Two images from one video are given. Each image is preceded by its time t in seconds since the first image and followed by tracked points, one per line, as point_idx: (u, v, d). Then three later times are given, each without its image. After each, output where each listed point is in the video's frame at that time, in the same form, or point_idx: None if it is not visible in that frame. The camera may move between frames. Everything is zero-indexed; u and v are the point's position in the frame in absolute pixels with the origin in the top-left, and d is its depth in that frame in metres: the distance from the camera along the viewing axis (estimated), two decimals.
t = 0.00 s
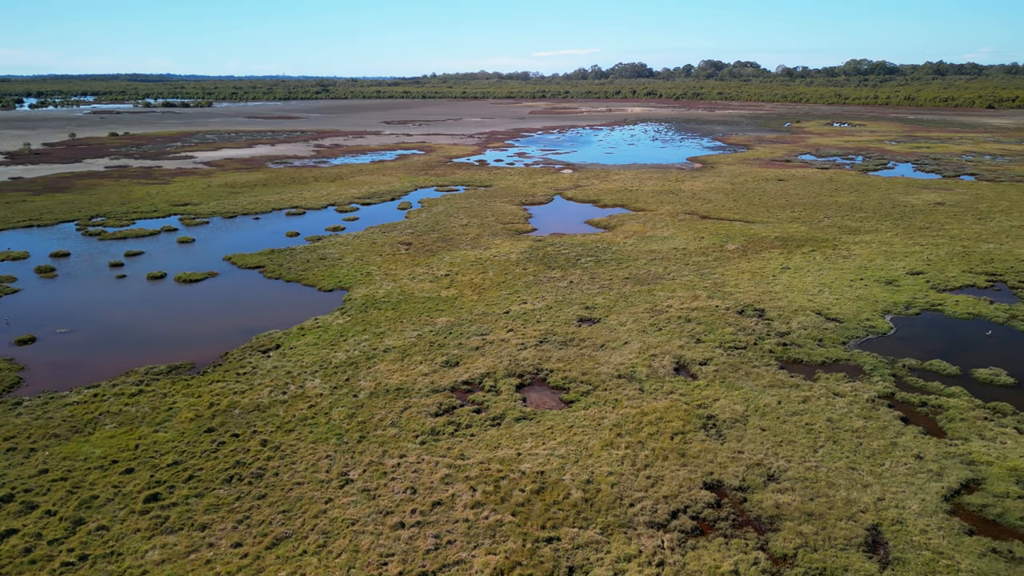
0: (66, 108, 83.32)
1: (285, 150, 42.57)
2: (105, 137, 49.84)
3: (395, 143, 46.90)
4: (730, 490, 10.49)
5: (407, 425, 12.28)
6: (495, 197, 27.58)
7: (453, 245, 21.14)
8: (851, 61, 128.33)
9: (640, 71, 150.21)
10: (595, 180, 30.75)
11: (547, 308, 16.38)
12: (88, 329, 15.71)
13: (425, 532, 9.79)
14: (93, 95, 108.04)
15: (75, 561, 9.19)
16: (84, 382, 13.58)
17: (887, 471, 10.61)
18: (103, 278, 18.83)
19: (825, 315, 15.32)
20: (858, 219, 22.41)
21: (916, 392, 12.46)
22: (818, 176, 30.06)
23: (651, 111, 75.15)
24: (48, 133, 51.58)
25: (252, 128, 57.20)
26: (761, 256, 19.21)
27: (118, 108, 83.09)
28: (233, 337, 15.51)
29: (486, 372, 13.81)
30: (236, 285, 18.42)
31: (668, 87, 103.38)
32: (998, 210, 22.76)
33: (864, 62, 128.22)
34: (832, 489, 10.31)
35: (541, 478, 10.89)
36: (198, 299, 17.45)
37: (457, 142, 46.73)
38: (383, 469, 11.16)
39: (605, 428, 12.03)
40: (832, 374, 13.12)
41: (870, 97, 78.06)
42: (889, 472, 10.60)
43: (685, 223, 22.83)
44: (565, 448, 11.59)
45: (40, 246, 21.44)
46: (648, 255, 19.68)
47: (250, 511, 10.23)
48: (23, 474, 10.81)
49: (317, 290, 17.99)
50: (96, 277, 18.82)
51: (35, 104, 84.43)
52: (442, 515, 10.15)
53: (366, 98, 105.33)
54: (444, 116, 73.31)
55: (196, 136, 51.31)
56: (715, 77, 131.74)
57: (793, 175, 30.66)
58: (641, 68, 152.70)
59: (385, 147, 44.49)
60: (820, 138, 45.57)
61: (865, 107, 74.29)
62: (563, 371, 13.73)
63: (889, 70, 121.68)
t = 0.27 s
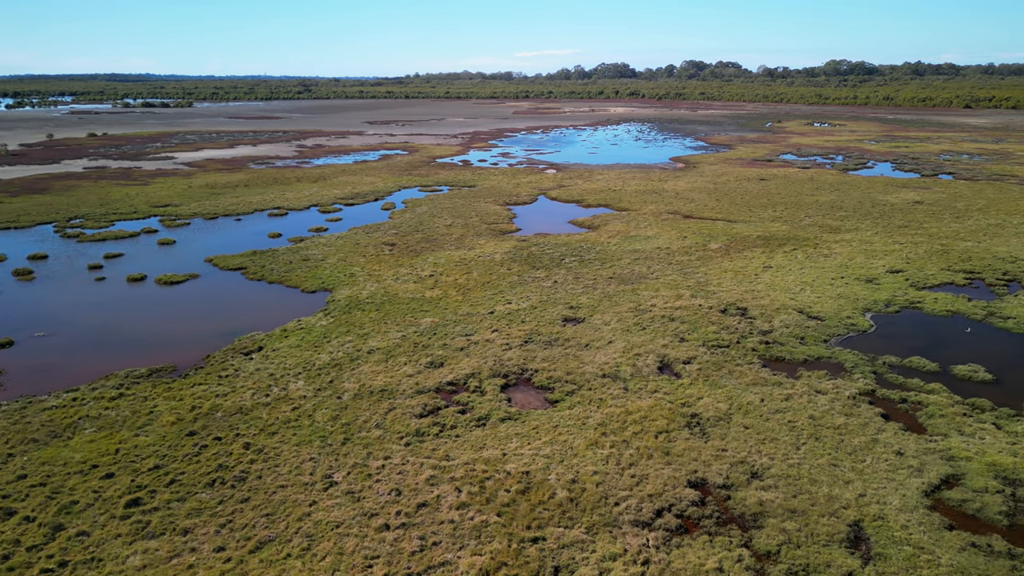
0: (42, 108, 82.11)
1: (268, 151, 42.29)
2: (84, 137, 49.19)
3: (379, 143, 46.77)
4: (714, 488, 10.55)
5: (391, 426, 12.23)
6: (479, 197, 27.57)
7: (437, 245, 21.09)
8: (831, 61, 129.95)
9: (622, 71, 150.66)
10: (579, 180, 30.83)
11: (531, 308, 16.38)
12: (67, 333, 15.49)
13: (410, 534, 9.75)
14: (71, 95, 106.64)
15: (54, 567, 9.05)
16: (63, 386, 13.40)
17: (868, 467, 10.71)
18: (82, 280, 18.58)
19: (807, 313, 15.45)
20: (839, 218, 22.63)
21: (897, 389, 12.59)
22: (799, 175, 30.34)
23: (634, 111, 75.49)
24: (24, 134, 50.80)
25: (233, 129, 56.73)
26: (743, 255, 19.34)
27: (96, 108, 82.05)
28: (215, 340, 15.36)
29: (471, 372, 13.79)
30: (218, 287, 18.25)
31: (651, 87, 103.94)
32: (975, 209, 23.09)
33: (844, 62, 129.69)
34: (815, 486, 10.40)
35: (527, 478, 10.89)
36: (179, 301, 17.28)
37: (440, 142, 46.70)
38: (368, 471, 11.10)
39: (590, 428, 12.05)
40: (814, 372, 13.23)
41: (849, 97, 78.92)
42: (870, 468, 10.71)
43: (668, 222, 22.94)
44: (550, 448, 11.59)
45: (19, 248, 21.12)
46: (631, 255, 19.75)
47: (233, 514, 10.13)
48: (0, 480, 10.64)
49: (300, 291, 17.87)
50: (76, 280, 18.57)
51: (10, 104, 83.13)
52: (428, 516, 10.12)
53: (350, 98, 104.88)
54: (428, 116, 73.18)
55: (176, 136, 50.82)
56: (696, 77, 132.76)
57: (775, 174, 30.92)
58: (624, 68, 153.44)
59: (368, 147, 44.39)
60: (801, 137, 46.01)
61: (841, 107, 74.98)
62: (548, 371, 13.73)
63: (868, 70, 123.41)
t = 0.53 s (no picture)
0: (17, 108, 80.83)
1: (249, 151, 41.97)
2: (61, 138, 48.50)
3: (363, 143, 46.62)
4: (699, 486, 10.60)
5: (376, 428, 12.18)
6: (463, 197, 27.54)
7: (421, 246, 21.04)
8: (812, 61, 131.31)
9: (602, 71, 151.17)
10: (562, 180, 30.89)
11: (516, 308, 16.39)
12: (46, 336, 15.27)
13: (395, 535, 9.71)
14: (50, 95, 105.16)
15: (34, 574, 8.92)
16: (42, 390, 13.21)
17: (850, 464, 10.81)
18: (62, 283, 18.32)
19: (789, 311, 15.57)
20: (820, 217, 22.85)
21: (878, 386, 12.72)
22: (781, 174, 30.59)
23: (618, 111, 75.77)
24: None
25: (215, 129, 56.22)
26: (726, 254, 19.46)
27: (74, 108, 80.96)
28: (197, 342, 15.21)
29: (456, 373, 13.76)
30: (200, 288, 18.08)
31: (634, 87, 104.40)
32: (953, 207, 23.40)
33: (824, 62, 131.09)
34: (798, 483, 10.48)
35: (512, 478, 10.89)
36: (160, 303, 17.09)
37: (423, 142, 46.64)
38: (352, 473, 11.04)
39: (575, 427, 12.06)
40: (796, 370, 13.34)
41: (830, 97, 79.71)
42: (852, 464, 10.81)
43: (651, 222, 23.04)
44: (536, 448, 11.59)
45: None
46: (615, 255, 19.81)
47: (216, 518, 10.04)
48: None
49: (283, 292, 17.75)
50: (55, 282, 18.31)
51: None
52: (413, 518, 10.08)
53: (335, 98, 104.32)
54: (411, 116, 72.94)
55: (156, 137, 50.28)
56: (678, 77, 133.71)
57: (758, 173, 31.15)
58: (607, 68, 154.11)
59: (351, 147, 44.25)
60: (782, 137, 46.42)
61: (821, 107, 75.67)
62: (533, 371, 13.74)
63: (848, 70, 124.86)
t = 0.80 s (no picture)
0: None
1: (231, 151, 41.64)
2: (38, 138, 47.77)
3: (346, 143, 46.44)
4: (683, 484, 10.66)
5: (360, 429, 12.12)
6: (447, 197, 27.50)
7: (405, 246, 20.98)
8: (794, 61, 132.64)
9: (586, 71, 151.53)
10: (546, 180, 30.92)
11: (501, 308, 16.39)
12: (25, 340, 15.05)
13: (380, 537, 9.67)
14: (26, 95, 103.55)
15: None
16: (20, 394, 13.01)
17: (832, 460, 10.92)
18: (41, 285, 18.05)
19: (771, 309, 15.70)
20: (801, 216, 23.06)
21: (859, 383, 12.86)
22: (762, 174, 30.85)
23: (601, 111, 76.00)
24: None
25: (196, 129, 55.67)
26: (709, 253, 19.59)
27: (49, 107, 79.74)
28: (178, 344, 15.06)
29: (441, 373, 13.74)
30: (182, 290, 17.89)
31: (617, 87, 104.80)
32: (931, 205, 23.73)
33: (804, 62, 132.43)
34: (781, 480, 10.57)
35: (498, 478, 10.88)
36: (140, 306, 16.90)
37: (406, 142, 46.56)
38: (337, 475, 10.99)
39: (561, 427, 12.08)
40: (778, 367, 13.46)
41: (810, 97, 80.49)
42: (834, 460, 10.92)
43: (635, 221, 23.13)
44: (521, 448, 11.59)
45: None
46: (599, 254, 19.87)
47: (198, 522, 9.94)
48: None
49: (266, 294, 17.61)
50: (34, 285, 18.04)
51: None
52: (398, 519, 10.05)
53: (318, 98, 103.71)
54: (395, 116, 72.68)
55: (135, 137, 49.67)
56: (660, 78, 134.56)
57: (740, 173, 31.38)
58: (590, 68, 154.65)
59: (333, 147, 44.05)
60: (764, 137, 46.81)
61: (802, 107, 76.31)
62: (518, 370, 13.74)
63: (828, 70, 126.34)
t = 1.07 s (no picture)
0: None
1: (212, 152, 41.27)
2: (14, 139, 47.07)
3: (329, 143, 46.21)
4: (667, 482, 10.70)
5: (345, 431, 12.06)
6: (431, 198, 27.43)
7: (389, 247, 20.91)
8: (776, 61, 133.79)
9: (569, 71, 151.85)
10: (529, 180, 30.96)
11: (485, 308, 16.37)
12: (2, 343, 14.82)
13: (365, 539, 9.63)
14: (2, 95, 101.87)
15: None
16: None
17: (814, 457, 11.02)
18: (19, 288, 17.79)
19: (754, 308, 15.81)
20: (782, 215, 23.26)
21: (840, 380, 12.99)
22: (744, 173, 31.07)
23: (584, 111, 76.15)
24: None
25: (178, 129, 55.08)
26: (692, 253, 19.69)
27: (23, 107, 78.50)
28: (159, 347, 14.91)
29: (426, 374, 13.70)
30: (163, 293, 17.71)
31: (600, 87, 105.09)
32: (909, 204, 24.03)
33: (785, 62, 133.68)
34: (764, 477, 10.65)
35: (483, 479, 10.87)
36: (120, 308, 16.69)
37: (389, 142, 46.43)
38: (321, 477, 10.92)
39: (545, 426, 12.09)
40: (761, 365, 13.56)
41: (790, 97, 81.14)
42: (816, 457, 11.01)
43: (618, 221, 23.21)
44: (506, 448, 11.59)
45: None
46: (583, 254, 19.91)
47: (181, 526, 9.85)
48: None
49: (248, 295, 17.48)
50: (12, 288, 17.77)
51: None
52: (383, 521, 10.01)
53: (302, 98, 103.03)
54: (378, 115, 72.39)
55: (114, 137, 49.06)
56: (642, 78, 135.25)
57: (722, 172, 31.57)
58: (573, 69, 155.04)
59: (315, 147, 43.81)
60: (746, 136, 47.14)
61: (782, 107, 76.79)
62: (503, 371, 13.74)
63: (808, 70, 127.66)
